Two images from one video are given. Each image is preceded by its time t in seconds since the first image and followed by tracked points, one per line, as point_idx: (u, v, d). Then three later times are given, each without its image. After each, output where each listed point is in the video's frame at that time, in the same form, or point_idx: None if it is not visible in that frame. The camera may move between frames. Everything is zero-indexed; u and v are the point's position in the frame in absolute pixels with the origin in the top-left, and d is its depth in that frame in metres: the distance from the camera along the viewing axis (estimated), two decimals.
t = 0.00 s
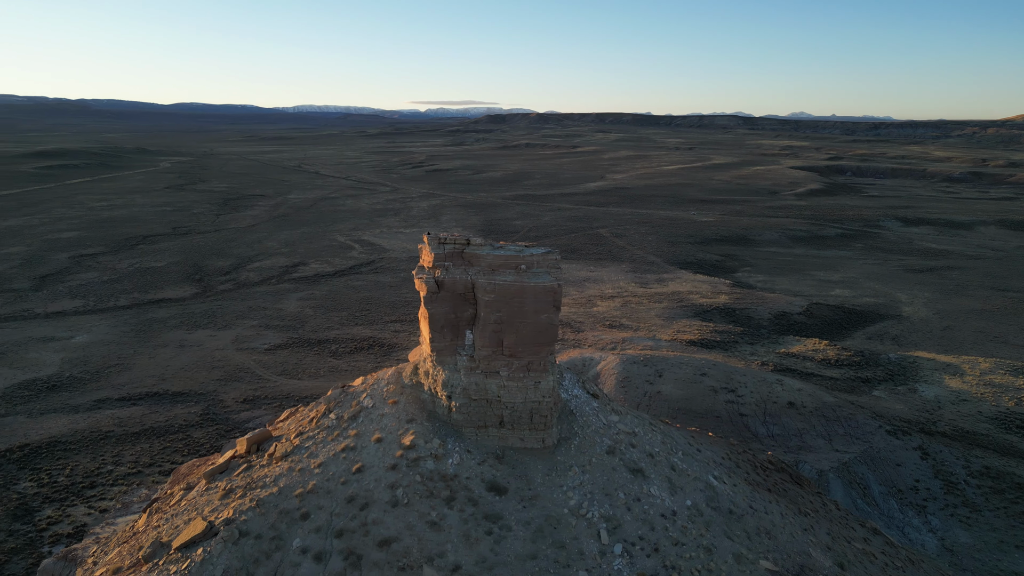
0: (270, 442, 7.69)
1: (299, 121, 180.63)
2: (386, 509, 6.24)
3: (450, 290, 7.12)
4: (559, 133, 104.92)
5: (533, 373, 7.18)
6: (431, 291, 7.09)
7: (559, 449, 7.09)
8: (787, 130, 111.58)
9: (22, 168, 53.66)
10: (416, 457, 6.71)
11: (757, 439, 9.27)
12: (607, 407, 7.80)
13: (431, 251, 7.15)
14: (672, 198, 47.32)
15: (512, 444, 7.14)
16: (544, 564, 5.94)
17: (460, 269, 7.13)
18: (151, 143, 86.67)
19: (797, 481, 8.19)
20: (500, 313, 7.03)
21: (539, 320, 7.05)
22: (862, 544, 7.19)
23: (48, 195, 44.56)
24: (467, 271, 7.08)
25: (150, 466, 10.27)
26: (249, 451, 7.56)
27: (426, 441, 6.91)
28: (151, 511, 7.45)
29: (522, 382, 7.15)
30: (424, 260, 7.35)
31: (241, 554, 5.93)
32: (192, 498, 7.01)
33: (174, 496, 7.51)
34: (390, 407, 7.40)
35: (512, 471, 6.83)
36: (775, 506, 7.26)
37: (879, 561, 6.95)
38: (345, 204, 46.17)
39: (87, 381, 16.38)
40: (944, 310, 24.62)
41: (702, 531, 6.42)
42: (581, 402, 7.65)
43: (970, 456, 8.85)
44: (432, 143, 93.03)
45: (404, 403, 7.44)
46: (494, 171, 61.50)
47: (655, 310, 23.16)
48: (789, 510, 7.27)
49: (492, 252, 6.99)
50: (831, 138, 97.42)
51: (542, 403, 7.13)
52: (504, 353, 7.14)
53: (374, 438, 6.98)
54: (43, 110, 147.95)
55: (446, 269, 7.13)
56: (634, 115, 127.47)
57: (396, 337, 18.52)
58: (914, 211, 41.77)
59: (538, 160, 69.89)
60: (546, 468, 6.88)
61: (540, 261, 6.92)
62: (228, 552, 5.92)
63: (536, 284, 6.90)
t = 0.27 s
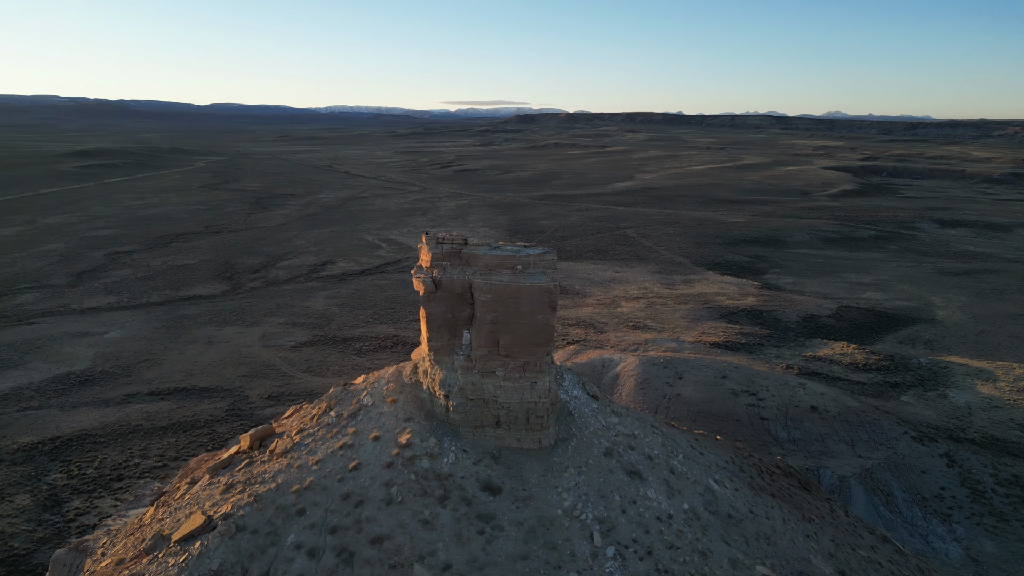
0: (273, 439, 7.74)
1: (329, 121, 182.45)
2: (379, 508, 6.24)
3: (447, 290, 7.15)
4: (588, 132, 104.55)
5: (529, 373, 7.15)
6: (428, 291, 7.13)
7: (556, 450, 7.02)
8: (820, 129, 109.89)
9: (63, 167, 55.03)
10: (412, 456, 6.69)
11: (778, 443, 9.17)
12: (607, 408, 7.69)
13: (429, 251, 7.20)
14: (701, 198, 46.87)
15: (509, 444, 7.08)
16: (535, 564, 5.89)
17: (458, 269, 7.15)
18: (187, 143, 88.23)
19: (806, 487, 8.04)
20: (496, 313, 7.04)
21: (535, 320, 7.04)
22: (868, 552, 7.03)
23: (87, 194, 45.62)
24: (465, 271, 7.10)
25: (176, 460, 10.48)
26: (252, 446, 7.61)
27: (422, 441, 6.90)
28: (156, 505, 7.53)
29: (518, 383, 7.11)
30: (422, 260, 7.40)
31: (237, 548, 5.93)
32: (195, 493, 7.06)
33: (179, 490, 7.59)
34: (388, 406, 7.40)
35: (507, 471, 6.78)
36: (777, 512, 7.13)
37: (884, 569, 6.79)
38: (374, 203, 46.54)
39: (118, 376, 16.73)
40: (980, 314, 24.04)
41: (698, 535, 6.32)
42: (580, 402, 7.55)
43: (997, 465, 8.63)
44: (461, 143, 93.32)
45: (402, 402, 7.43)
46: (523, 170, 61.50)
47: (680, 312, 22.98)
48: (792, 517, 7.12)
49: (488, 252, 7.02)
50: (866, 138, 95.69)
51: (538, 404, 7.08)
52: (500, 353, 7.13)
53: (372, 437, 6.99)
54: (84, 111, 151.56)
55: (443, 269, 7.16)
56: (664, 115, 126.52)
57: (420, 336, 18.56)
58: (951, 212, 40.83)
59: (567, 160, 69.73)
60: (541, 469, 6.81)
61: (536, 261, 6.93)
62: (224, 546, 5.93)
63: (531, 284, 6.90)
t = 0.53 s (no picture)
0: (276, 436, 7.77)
1: (360, 121, 184.16)
2: (373, 505, 6.22)
3: (444, 290, 7.06)
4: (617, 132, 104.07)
5: (525, 374, 7.07)
6: (426, 290, 7.05)
7: (553, 451, 6.96)
8: (855, 129, 108.01)
9: (101, 166, 56.30)
10: (407, 454, 6.67)
11: (799, 448, 9.03)
12: (607, 410, 7.61)
13: (427, 250, 7.11)
14: (731, 199, 46.35)
15: (505, 444, 7.02)
16: (525, 564, 5.85)
17: (455, 269, 7.06)
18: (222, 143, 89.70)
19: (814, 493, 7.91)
20: (492, 313, 6.94)
21: (531, 321, 6.93)
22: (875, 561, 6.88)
23: (124, 193, 46.63)
24: (462, 271, 7.00)
25: (200, 453, 10.66)
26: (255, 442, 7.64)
27: (419, 439, 6.87)
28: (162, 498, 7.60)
29: (514, 384, 7.04)
30: (421, 259, 7.32)
31: (232, 542, 5.96)
32: (197, 487, 7.11)
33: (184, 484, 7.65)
34: (387, 404, 7.39)
35: (503, 471, 6.73)
36: (780, 517, 7.00)
37: None
38: (402, 203, 46.84)
39: (148, 371, 17.07)
40: (1017, 318, 23.40)
41: (693, 539, 6.24)
42: (580, 404, 7.48)
43: None
44: (490, 142, 93.51)
45: (401, 401, 7.41)
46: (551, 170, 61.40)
47: (706, 314, 22.76)
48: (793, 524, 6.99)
49: (485, 252, 6.90)
50: (902, 138, 93.80)
51: (534, 404, 7.02)
52: (496, 353, 7.04)
53: (369, 435, 6.98)
54: (122, 112, 155.00)
55: (441, 269, 7.07)
56: (694, 114, 125.41)
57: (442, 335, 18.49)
58: (990, 214, 39.84)
59: (595, 160, 69.48)
60: (537, 470, 6.76)
61: (533, 262, 6.80)
62: (220, 540, 5.95)
63: (527, 284, 6.78)
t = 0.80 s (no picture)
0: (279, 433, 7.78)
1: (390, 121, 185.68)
2: (367, 503, 6.16)
3: (442, 289, 6.94)
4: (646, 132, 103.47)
5: (522, 375, 6.91)
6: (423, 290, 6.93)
7: (550, 452, 6.86)
8: (890, 129, 105.97)
9: (138, 165, 57.56)
10: (403, 453, 6.60)
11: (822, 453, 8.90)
12: (608, 412, 7.49)
13: (424, 250, 6.98)
14: (762, 200, 45.77)
15: (502, 444, 6.92)
16: (516, 565, 5.77)
17: (453, 269, 6.94)
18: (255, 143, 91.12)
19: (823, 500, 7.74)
20: (488, 313, 6.80)
21: (527, 321, 6.79)
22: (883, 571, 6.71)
23: (159, 192, 47.61)
24: (460, 271, 6.88)
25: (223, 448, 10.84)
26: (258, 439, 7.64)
27: (415, 438, 6.80)
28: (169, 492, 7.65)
29: (510, 384, 6.89)
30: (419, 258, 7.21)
31: (230, 536, 5.95)
32: (201, 481, 7.14)
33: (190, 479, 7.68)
34: (386, 402, 7.32)
35: (498, 471, 6.63)
36: (781, 524, 6.83)
37: None
38: (431, 202, 47.12)
39: (176, 366, 17.39)
40: None
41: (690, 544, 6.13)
42: (578, 405, 7.39)
43: None
44: (519, 142, 93.60)
45: (399, 400, 7.34)
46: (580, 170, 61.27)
47: (732, 316, 22.53)
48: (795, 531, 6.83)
49: (483, 252, 6.80)
50: (940, 138, 91.76)
51: (531, 405, 6.89)
52: (492, 353, 6.90)
53: (367, 433, 6.93)
54: (160, 112, 158.21)
55: (439, 268, 6.95)
56: (725, 114, 124.15)
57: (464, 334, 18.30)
58: None
59: (624, 159, 69.14)
60: (532, 470, 6.68)
61: (530, 263, 6.71)
62: (219, 534, 5.95)
63: (524, 284, 6.65)
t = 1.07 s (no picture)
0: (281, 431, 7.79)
1: (420, 121, 186.87)
2: (362, 500, 6.10)
3: (441, 290, 7.01)
4: (676, 132, 102.70)
5: (518, 375, 6.88)
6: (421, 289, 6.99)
7: (546, 453, 6.81)
8: (928, 130, 103.75)
9: (174, 165, 58.72)
10: (400, 452, 6.56)
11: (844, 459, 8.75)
12: (607, 413, 7.43)
13: (423, 250, 7.01)
14: (793, 201, 45.14)
15: (498, 444, 6.92)
16: (507, 564, 5.69)
17: (451, 269, 6.96)
18: (288, 143, 92.37)
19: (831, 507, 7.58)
20: (484, 313, 6.80)
21: (523, 321, 6.75)
22: None
23: (193, 191, 48.51)
24: (457, 271, 6.90)
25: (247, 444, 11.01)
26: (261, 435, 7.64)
27: (413, 437, 6.78)
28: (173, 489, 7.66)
29: (505, 385, 6.87)
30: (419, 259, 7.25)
31: (228, 531, 5.89)
32: (205, 477, 7.15)
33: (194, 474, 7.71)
34: (386, 402, 7.31)
35: (493, 472, 6.60)
36: (783, 530, 6.67)
37: None
38: (458, 202, 47.30)
39: (204, 362, 17.68)
40: None
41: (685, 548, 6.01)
42: (576, 406, 7.37)
43: None
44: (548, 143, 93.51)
45: (399, 399, 7.35)
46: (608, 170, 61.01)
47: (759, 318, 22.25)
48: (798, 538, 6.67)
49: (480, 252, 6.78)
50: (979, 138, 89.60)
51: (526, 406, 6.85)
52: (488, 354, 6.89)
53: (366, 431, 6.91)
54: (195, 112, 161.25)
55: (437, 268, 6.98)
56: (756, 114, 122.67)
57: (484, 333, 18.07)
58: None
59: (653, 160, 68.71)
60: (528, 471, 6.62)
61: (526, 263, 6.64)
62: (218, 528, 5.90)
63: (520, 285, 6.63)
